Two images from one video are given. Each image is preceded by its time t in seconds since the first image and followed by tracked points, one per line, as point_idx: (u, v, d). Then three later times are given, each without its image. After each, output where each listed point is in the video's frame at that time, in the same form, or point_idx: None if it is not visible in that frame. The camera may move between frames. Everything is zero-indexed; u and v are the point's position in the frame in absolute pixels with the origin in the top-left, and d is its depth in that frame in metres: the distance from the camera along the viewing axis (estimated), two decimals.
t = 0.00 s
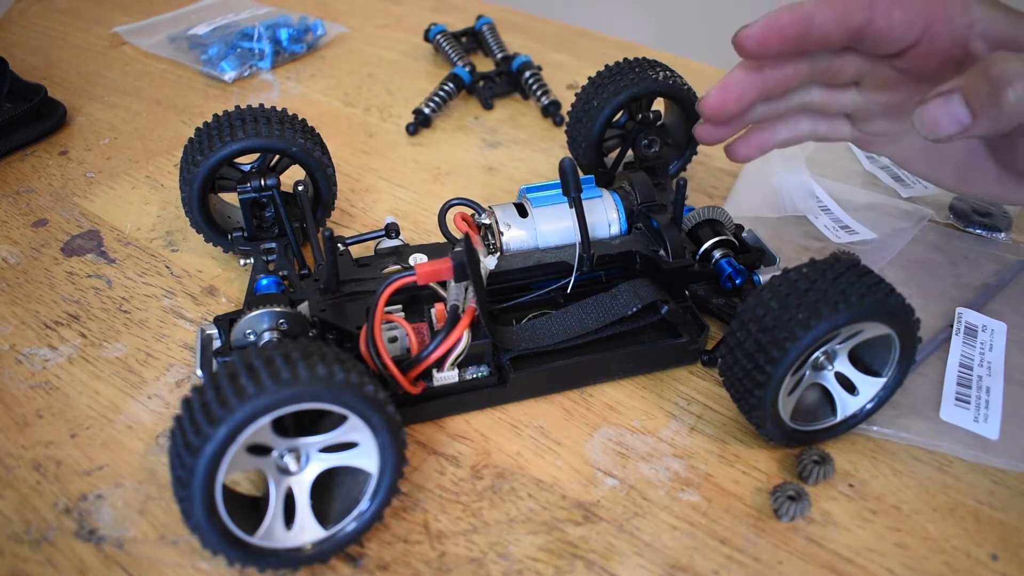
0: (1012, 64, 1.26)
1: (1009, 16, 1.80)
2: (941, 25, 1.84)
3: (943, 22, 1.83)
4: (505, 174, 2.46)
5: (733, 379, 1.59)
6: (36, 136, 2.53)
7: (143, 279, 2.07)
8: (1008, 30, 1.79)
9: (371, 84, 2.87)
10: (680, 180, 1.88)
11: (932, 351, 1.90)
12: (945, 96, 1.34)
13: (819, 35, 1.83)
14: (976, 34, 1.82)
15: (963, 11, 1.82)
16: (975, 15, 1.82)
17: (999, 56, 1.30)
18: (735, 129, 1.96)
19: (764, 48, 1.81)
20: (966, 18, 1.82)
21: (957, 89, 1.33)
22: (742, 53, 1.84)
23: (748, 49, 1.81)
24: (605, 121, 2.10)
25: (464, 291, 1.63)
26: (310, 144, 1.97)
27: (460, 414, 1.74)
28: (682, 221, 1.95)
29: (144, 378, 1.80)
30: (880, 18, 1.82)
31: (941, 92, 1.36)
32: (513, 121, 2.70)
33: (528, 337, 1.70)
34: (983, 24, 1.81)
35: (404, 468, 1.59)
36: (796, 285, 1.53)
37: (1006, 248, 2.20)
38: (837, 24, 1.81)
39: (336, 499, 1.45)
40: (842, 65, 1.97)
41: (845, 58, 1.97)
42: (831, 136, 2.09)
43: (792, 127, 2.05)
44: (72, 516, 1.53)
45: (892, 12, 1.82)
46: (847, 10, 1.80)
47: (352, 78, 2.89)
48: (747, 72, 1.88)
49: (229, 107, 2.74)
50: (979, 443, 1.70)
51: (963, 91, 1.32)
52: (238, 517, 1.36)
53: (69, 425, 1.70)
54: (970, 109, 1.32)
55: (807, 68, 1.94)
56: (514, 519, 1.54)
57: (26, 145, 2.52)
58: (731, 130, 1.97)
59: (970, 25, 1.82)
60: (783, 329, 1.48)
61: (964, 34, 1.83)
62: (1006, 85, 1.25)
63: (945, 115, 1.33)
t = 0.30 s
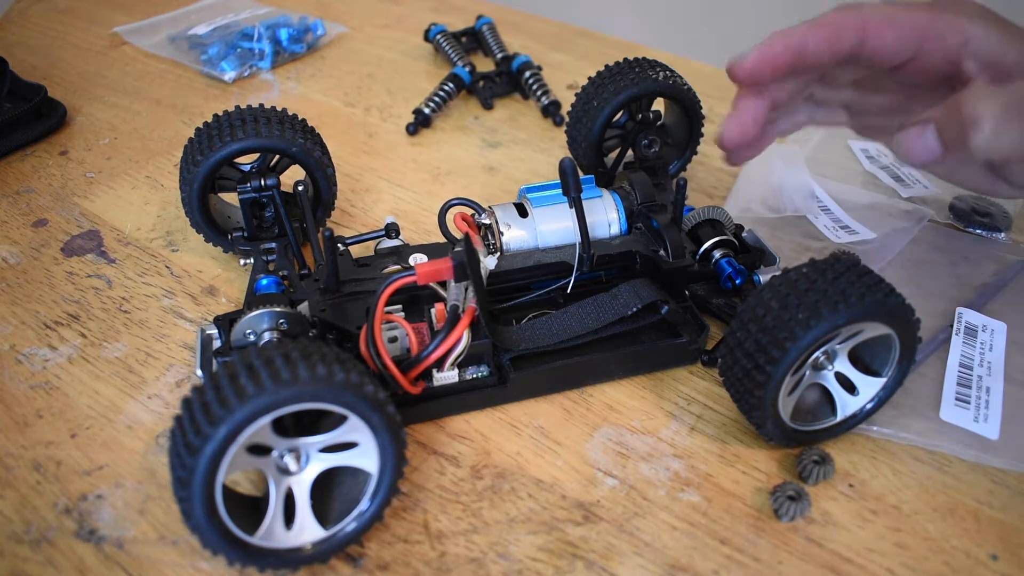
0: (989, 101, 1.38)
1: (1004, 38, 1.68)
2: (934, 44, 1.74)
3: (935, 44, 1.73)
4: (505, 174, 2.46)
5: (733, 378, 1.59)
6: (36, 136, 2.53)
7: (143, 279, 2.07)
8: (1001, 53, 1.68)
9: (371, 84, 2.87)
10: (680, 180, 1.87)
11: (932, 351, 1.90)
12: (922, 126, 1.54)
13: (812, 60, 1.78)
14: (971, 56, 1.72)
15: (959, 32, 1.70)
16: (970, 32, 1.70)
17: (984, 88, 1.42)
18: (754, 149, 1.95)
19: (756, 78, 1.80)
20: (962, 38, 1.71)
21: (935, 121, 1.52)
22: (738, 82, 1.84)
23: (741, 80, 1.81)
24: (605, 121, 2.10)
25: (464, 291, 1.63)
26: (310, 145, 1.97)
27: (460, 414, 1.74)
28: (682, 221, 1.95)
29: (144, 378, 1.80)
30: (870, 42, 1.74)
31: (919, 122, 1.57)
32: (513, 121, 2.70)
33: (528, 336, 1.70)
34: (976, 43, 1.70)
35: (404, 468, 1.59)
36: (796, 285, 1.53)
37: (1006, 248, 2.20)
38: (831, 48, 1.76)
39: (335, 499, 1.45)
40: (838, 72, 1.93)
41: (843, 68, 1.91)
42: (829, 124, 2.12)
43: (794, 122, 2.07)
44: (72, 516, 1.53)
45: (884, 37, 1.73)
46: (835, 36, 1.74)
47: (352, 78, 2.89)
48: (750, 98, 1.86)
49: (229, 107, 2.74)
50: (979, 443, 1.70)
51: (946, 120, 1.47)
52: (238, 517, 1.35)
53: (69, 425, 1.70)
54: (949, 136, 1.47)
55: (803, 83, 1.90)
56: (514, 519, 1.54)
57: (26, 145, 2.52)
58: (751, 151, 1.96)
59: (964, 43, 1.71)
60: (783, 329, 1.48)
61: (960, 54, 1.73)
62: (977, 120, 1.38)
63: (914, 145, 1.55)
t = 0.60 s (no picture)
0: (929, 158, 1.54)
1: (981, 93, 1.61)
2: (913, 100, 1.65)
3: (914, 102, 1.65)
4: (505, 174, 2.46)
5: (733, 378, 1.59)
6: (36, 136, 2.53)
7: (143, 279, 2.07)
8: (980, 105, 1.62)
9: (371, 84, 2.87)
10: (680, 180, 1.85)
11: (932, 351, 1.90)
12: (874, 166, 1.73)
13: (797, 136, 1.69)
14: (949, 106, 1.65)
15: (938, 87, 1.62)
16: (947, 84, 1.62)
17: (929, 141, 1.57)
18: (818, 155, 1.92)
19: (745, 160, 1.74)
20: (940, 91, 1.63)
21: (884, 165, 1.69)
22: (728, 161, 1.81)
23: (729, 168, 1.78)
24: (605, 121, 2.10)
25: (464, 291, 1.63)
26: (310, 145, 1.97)
27: (460, 414, 1.74)
28: (682, 221, 1.95)
29: (144, 378, 1.80)
30: (850, 113, 1.64)
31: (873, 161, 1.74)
32: (513, 121, 2.70)
33: (528, 336, 1.71)
34: (953, 94, 1.63)
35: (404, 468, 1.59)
36: (797, 285, 1.53)
37: (1006, 248, 2.20)
38: (812, 128, 1.67)
39: (335, 499, 1.45)
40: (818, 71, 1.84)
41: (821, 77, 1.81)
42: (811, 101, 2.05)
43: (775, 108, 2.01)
44: (71, 516, 1.53)
45: (866, 105, 1.62)
46: (819, 118, 1.63)
47: (352, 78, 2.89)
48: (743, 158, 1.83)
49: (229, 107, 2.74)
50: (979, 443, 1.70)
51: (892, 167, 1.64)
52: (238, 517, 1.35)
53: (69, 425, 1.70)
54: (892, 183, 1.65)
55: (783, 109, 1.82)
56: (514, 519, 1.54)
57: (26, 145, 2.52)
58: (811, 157, 1.93)
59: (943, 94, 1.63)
60: (783, 329, 1.48)
61: (937, 104, 1.66)
62: (915, 177, 1.55)
63: (866, 183, 1.75)
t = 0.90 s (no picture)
0: (915, 142, 1.57)
1: (973, 81, 1.65)
2: (907, 91, 1.67)
3: (908, 91, 1.67)
4: (505, 173, 2.46)
5: (733, 378, 1.59)
6: (36, 136, 2.53)
7: (143, 279, 2.07)
8: (970, 95, 1.65)
9: (371, 84, 2.87)
10: (680, 180, 1.83)
11: (932, 351, 1.90)
12: (861, 148, 1.75)
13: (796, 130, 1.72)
14: (940, 96, 1.69)
15: (931, 76, 1.65)
16: (941, 72, 1.64)
17: (916, 126, 1.60)
18: (848, 133, 2.04)
19: (745, 160, 1.77)
20: (934, 79, 1.66)
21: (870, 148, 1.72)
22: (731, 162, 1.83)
23: (729, 169, 1.80)
24: (605, 121, 2.10)
25: (464, 291, 1.64)
26: (310, 145, 1.97)
27: (460, 414, 1.74)
28: (683, 221, 1.95)
29: (144, 378, 1.80)
30: (848, 104, 1.67)
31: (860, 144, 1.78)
32: (514, 121, 2.70)
33: (528, 336, 1.71)
34: (946, 83, 1.66)
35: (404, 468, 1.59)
36: (797, 285, 1.53)
37: (1006, 248, 2.20)
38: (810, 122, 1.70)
39: (335, 499, 1.45)
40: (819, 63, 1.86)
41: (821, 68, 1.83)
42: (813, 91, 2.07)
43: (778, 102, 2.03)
44: (72, 516, 1.53)
45: (862, 95, 1.65)
46: (818, 110, 1.66)
47: (352, 78, 2.89)
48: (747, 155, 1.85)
49: (229, 107, 2.74)
50: (979, 443, 1.70)
51: (878, 150, 1.67)
52: (238, 517, 1.35)
53: (69, 425, 1.70)
54: (877, 167, 1.68)
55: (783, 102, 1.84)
56: (514, 519, 1.54)
57: (26, 145, 2.52)
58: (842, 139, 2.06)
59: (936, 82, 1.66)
60: (783, 329, 1.48)
61: (929, 93, 1.69)
62: (899, 160, 1.59)
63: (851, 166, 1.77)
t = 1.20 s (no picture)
0: (913, 156, 1.54)
1: (969, 92, 1.64)
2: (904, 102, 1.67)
3: (904, 102, 1.68)
4: (505, 173, 2.46)
5: (733, 378, 1.59)
6: (36, 136, 2.53)
7: (143, 279, 2.07)
8: (969, 106, 1.65)
9: (371, 84, 2.87)
10: (680, 180, 1.83)
11: (932, 351, 1.90)
12: (860, 160, 1.71)
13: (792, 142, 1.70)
14: (938, 106, 1.68)
15: (929, 87, 1.66)
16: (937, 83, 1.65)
17: (915, 139, 1.57)
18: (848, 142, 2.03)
19: (741, 171, 1.72)
20: (931, 89, 1.66)
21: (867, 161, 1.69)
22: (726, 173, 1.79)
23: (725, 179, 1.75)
24: (605, 121, 2.10)
25: (464, 291, 1.64)
26: (310, 145, 1.97)
27: (460, 414, 1.74)
28: (683, 222, 1.95)
29: (144, 378, 1.80)
30: (845, 117, 1.67)
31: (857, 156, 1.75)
32: (514, 121, 2.70)
33: (528, 336, 1.71)
34: (944, 92, 1.65)
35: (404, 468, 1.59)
36: (797, 285, 1.53)
37: (1006, 248, 2.20)
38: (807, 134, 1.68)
39: (335, 499, 1.45)
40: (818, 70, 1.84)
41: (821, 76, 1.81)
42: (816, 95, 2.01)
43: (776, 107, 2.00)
44: (71, 516, 1.53)
45: (859, 107, 1.66)
46: (814, 124, 1.65)
47: (352, 78, 2.89)
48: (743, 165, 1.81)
49: (229, 106, 2.74)
50: (979, 443, 1.70)
51: (875, 163, 1.64)
52: (238, 517, 1.35)
53: (69, 425, 1.70)
54: (875, 180, 1.65)
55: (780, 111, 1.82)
56: (514, 519, 1.54)
57: (26, 145, 2.52)
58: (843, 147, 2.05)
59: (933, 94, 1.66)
60: (783, 329, 1.48)
61: (927, 103, 1.69)
62: (898, 175, 1.55)
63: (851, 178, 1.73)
